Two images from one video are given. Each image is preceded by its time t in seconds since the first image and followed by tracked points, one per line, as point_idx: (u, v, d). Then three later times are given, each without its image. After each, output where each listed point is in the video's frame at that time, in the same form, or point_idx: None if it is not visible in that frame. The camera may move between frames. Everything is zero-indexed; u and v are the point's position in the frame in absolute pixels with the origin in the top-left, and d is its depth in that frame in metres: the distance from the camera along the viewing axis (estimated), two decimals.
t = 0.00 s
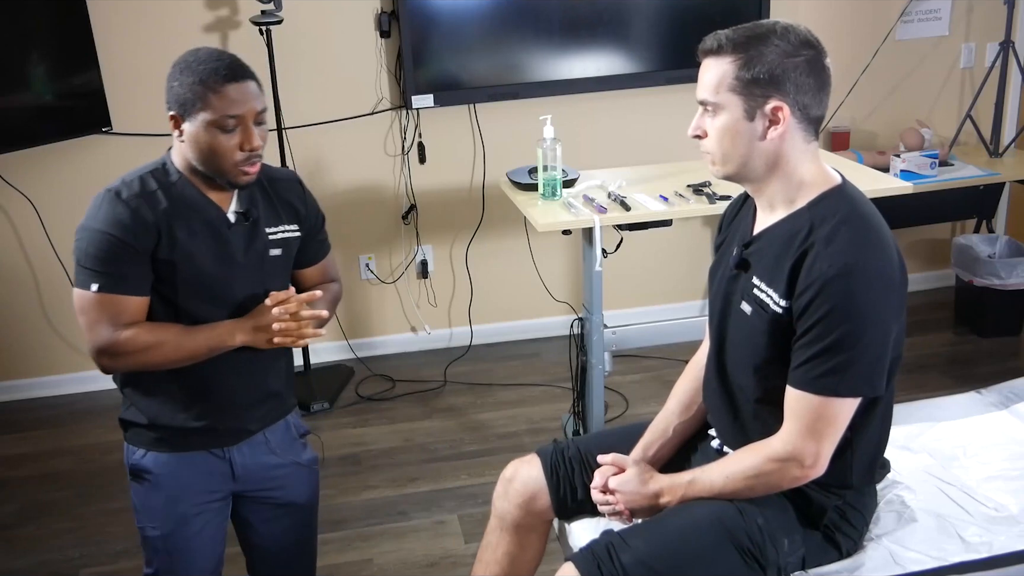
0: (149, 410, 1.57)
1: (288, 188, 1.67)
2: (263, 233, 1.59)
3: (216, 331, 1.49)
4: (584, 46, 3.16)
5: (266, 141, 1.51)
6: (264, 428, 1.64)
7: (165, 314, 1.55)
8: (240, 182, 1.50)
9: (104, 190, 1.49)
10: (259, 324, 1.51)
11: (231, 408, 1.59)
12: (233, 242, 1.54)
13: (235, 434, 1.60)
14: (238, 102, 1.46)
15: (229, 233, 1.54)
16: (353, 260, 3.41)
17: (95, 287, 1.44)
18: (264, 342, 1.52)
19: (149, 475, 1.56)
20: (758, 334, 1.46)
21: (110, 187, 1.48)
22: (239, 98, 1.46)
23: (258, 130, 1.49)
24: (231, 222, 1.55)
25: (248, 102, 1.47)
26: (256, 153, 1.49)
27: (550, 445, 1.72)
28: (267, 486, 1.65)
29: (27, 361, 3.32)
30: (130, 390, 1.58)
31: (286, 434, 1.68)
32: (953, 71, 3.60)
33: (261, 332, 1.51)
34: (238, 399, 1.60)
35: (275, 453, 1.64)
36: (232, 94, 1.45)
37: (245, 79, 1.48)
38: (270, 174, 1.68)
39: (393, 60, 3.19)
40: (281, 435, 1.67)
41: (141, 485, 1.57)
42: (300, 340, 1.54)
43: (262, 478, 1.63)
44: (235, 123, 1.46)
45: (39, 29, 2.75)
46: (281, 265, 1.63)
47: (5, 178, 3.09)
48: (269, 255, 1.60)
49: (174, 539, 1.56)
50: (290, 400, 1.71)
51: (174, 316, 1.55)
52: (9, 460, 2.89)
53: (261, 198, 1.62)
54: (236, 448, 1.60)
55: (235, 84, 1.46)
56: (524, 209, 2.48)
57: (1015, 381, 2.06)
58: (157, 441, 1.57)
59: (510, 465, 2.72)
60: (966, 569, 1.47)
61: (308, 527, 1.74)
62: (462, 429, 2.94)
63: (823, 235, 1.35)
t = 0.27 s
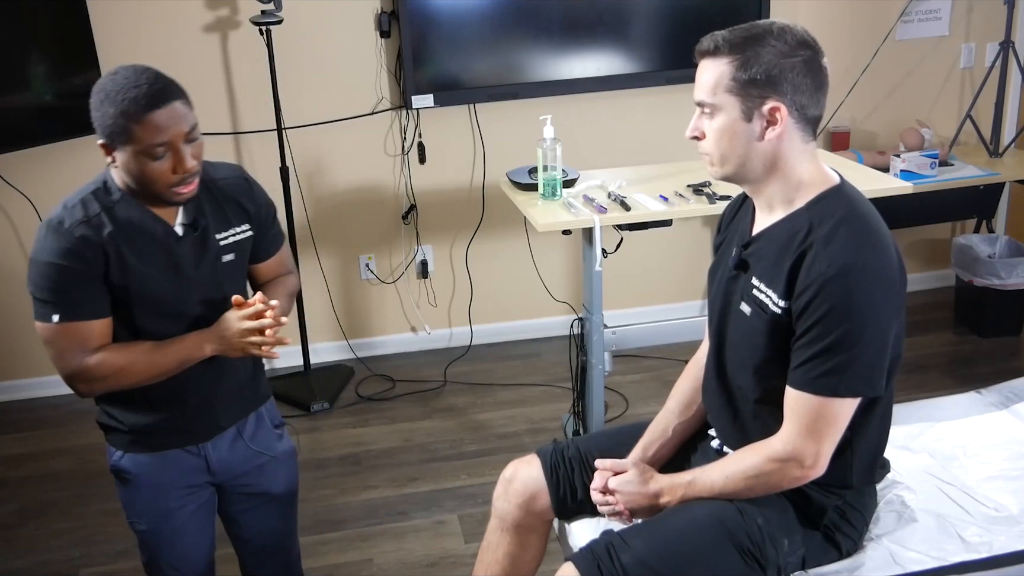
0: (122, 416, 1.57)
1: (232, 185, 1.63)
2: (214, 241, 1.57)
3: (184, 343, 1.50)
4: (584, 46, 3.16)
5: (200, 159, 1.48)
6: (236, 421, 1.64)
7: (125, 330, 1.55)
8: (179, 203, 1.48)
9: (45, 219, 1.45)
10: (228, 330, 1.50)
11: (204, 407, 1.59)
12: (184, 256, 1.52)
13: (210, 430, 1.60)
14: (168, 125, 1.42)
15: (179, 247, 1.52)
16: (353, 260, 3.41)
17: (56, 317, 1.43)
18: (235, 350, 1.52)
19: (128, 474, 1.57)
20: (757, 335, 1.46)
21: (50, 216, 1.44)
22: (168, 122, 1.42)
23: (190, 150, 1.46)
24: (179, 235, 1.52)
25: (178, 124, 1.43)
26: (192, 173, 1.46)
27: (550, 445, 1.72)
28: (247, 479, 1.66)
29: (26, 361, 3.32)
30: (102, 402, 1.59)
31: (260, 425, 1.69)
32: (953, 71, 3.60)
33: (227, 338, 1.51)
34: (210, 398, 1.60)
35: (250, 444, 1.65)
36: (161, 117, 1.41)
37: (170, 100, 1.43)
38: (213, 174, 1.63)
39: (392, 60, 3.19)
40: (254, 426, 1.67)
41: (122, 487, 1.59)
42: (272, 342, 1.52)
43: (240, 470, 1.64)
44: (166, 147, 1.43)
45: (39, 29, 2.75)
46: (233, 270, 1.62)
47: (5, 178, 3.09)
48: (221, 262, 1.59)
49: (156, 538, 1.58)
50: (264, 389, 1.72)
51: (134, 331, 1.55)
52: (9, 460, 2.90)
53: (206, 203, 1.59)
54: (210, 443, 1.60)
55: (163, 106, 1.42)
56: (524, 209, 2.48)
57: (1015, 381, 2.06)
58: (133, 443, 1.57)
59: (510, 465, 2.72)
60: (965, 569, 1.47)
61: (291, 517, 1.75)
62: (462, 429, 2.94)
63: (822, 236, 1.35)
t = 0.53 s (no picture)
0: (110, 404, 1.60)
1: (193, 169, 1.67)
2: (180, 226, 1.61)
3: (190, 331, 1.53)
4: (584, 46, 3.16)
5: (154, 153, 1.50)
6: (223, 401, 1.68)
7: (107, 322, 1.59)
8: (138, 195, 1.51)
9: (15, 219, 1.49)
10: (238, 308, 1.52)
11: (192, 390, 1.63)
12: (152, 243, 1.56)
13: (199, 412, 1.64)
14: (115, 122, 1.43)
15: (146, 235, 1.56)
16: (353, 260, 3.41)
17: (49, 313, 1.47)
18: (241, 337, 1.53)
19: (121, 459, 1.59)
20: (757, 336, 1.46)
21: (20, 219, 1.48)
22: (115, 120, 1.43)
23: (142, 144, 1.47)
24: (146, 223, 1.56)
25: (126, 120, 1.44)
26: (146, 166, 1.49)
27: (549, 445, 1.71)
28: (238, 455, 1.70)
29: (26, 361, 3.32)
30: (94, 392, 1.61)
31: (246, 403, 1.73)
32: (953, 71, 3.60)
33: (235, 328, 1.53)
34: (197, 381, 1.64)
35: (239, 423, 1.70)
36: (108, 116, 1.43)
37: (116, 97, 1.44)
38: (173, 162, 1.66)
39: (392, 60, 3.19)
40: (241, 404, 1.71)
41: (115, 470, 1.61)
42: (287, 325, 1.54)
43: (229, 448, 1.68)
44: (116, 145, 1.44)
45: (39, 29, 2.75)
46: (203, 253, 1.66)
47: (5, 178, 3.09)
48: (190, 246, 1.62)
49: (153, 518, 1.61)
50: (247, 370, 1.77)
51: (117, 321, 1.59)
52: (9, 460, 2.90)
53: (171, 188, 1.62)
54: (200, 423, 1.64)
55: (110, 104, 1.43)
56: (524, 209, 2.48)
57: (1014, 381, 2.06)
58: (124, 429, 1.60)
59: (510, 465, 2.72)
60: (965, 569, 1.47)
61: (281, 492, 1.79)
62: (462, 429, 2.94)
63: (821, 236, 1.35)
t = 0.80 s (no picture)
0: (116, 400, 1.60)
1: (186, 166, 1.68)
2: (175, 222, 1.61)
3: (213, 336, 1.53)
4: (584, 46, 3.16)
5: (140, 151, 1.51)
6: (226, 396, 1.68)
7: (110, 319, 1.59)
8: (125, 194, 1.51)
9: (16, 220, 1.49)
10: (262, 321, 1.53)
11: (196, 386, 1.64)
12: (148, 239, 1.56)
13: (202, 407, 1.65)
14: (98, 119, 1.44)
15: (142, 232, 1.56)
16: (353, 260, 3.41)
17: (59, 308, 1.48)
18: (259, 347, 1.54)
19: (124, 453, 1.60)
20: (757, 336, 1.46)
21: (19, 218, 1.49)
22: (98, 117, 1.44)
23: (126, 142, 1.48)
24: (141, 220, 1.56)
25: (109, 117, 1.45)
26: (132, 164, 1.49)
27: (549, 445, 1.71)
28: (242, 448, 1.70)
29: (26, 361, 3.31)
30: (100, 387, 1.62)
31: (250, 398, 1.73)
32: (953, 71, 3.60)
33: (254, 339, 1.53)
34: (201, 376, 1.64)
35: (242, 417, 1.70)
36: (92, 113, 1.43)
37: (100, 95, 1.45)
38: (165, 158, 1.67)
39: (393, 60, 3.19)
40: (243, 399, 1.71)
41: (119, 465, 1.62)
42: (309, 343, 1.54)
43: (233, 442, 1.68)
44: (100, 142, 1.45)
45: (39, 29, 2.76)
46: (198, 250, 1.66)
47: (5, 178, 3.09)
48: (184, 242, 1.63)
49: (157, 512, 1.61)
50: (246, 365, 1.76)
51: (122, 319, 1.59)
52: (8, 460, 2.90)
53: (164, 184, 1.63)
54: (203, 418, 1.65)
55: (94, 101, 1.44)
56: (524, 209, 2.48)
57: (1014, 381, 2.06)
58: (128, 424, 1.60)
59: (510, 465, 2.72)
60: (966, 569, 1.47)
61: (287, 485, 1.79)
62: (462, 429, 2.94)
63: (820, 236, 1.35)
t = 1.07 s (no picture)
0: (134, 393, 1.61)
1: (210, 162, 1.66)
2: (196, 218, 1.60)
3: (224, 343, 1.55)
4: (584, 46, 3.16)
5: (161, 145, 1.51)
6: (243, 393, 1.69)
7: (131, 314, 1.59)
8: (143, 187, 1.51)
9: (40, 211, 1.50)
10: (274, 334, 1.54)
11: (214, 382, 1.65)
12: (169, 234, 1.56)
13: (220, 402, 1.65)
14: (120, 111, 1.44)
15: (163, 227, 1.55)
16: (353, 260, 3.41)
17: (76, 301, 1.49)
18: (270, 359, 1.55)
19: (140, 445, 1.59)
20: (757, 336, 1.46)
21: (43, 209, 1.49)
22: (120, 108, 1.44)
23: (146, 136, 1.48)
24: (162, 215, 1.55)
25: (130, 110, 1.45)
26: (150, 157, 1.48)
27: (549, 445, 1.71)
28: (256, 446, 1.70)
29: (26, 361, 3.31)
30: (119, 379, 1.63)
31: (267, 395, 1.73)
32: (953, 71, 3.60)
33: (265, 351, 1.54)
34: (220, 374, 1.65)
35: (258, 414, 1.70)
36: (114, 104, 1.44)
37: (123, 87, 1.46)
38: (190, 153, 1.66)
39: (392, 60, 3.19)
40: (261, 396, 1.71)
41: (134, 457, 1.61)
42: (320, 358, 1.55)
43: (247, 439, 1.68)
44: (120, 133, 1.45)
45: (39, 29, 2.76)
46: (219, 246, 1.65)
47: (5, 178, 3.09)
48: (205, 238, 1.62)
49: (169, 506, 1.59)
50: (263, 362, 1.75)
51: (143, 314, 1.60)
52: (8, 460, 2.89)
53: (187, 180, 1.62)
54: (220, 413, 1.65)
55: (117, 93, 1.45)
56: (524, 209, 2.48)
57: (1015, 381, 2.06)
58: (146, 418, 1.61)
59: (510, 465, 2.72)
60: (966, 569, 1.47)
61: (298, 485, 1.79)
62: (462, 429, 2.94)
63: (820, 236, 1.35)
